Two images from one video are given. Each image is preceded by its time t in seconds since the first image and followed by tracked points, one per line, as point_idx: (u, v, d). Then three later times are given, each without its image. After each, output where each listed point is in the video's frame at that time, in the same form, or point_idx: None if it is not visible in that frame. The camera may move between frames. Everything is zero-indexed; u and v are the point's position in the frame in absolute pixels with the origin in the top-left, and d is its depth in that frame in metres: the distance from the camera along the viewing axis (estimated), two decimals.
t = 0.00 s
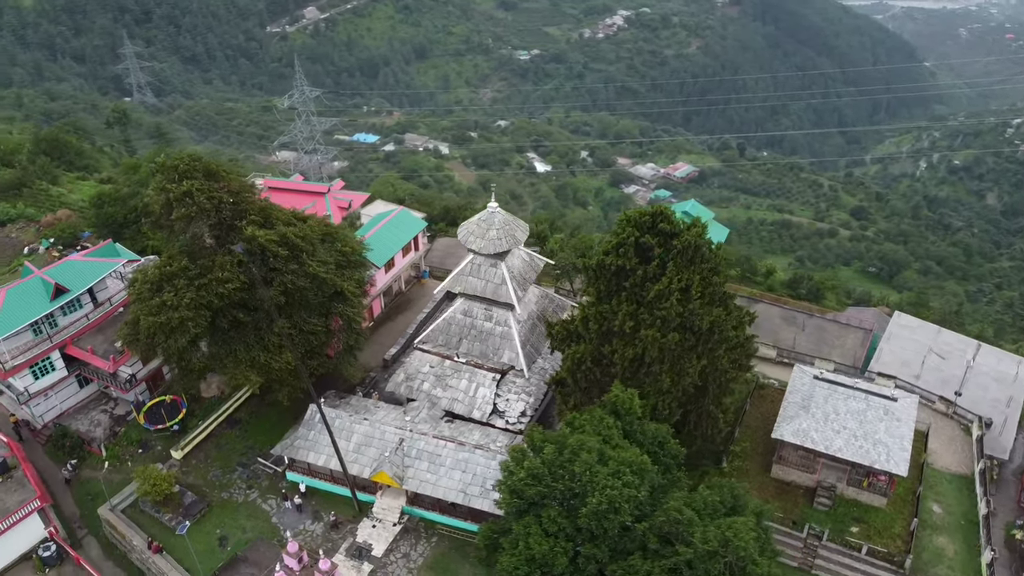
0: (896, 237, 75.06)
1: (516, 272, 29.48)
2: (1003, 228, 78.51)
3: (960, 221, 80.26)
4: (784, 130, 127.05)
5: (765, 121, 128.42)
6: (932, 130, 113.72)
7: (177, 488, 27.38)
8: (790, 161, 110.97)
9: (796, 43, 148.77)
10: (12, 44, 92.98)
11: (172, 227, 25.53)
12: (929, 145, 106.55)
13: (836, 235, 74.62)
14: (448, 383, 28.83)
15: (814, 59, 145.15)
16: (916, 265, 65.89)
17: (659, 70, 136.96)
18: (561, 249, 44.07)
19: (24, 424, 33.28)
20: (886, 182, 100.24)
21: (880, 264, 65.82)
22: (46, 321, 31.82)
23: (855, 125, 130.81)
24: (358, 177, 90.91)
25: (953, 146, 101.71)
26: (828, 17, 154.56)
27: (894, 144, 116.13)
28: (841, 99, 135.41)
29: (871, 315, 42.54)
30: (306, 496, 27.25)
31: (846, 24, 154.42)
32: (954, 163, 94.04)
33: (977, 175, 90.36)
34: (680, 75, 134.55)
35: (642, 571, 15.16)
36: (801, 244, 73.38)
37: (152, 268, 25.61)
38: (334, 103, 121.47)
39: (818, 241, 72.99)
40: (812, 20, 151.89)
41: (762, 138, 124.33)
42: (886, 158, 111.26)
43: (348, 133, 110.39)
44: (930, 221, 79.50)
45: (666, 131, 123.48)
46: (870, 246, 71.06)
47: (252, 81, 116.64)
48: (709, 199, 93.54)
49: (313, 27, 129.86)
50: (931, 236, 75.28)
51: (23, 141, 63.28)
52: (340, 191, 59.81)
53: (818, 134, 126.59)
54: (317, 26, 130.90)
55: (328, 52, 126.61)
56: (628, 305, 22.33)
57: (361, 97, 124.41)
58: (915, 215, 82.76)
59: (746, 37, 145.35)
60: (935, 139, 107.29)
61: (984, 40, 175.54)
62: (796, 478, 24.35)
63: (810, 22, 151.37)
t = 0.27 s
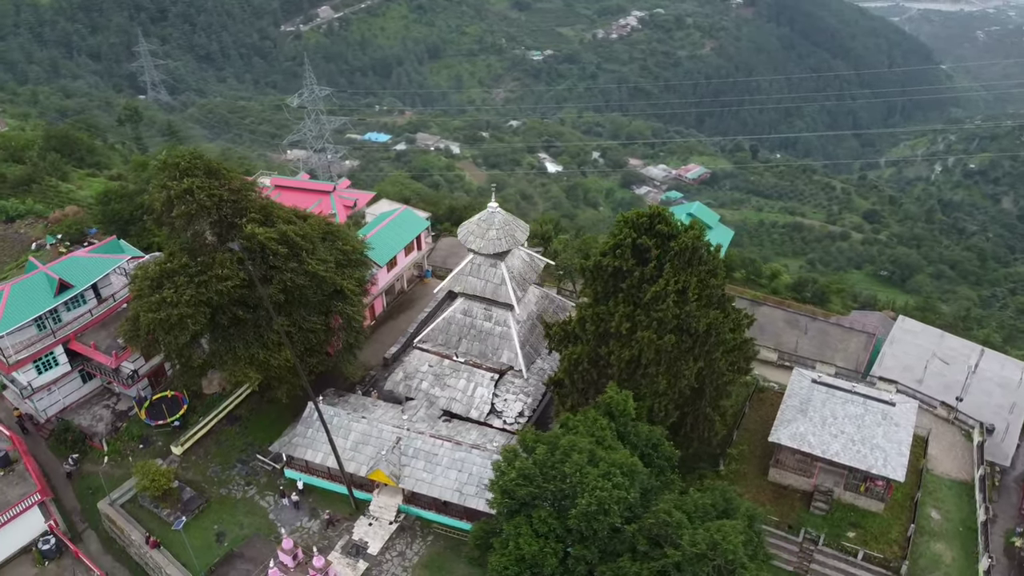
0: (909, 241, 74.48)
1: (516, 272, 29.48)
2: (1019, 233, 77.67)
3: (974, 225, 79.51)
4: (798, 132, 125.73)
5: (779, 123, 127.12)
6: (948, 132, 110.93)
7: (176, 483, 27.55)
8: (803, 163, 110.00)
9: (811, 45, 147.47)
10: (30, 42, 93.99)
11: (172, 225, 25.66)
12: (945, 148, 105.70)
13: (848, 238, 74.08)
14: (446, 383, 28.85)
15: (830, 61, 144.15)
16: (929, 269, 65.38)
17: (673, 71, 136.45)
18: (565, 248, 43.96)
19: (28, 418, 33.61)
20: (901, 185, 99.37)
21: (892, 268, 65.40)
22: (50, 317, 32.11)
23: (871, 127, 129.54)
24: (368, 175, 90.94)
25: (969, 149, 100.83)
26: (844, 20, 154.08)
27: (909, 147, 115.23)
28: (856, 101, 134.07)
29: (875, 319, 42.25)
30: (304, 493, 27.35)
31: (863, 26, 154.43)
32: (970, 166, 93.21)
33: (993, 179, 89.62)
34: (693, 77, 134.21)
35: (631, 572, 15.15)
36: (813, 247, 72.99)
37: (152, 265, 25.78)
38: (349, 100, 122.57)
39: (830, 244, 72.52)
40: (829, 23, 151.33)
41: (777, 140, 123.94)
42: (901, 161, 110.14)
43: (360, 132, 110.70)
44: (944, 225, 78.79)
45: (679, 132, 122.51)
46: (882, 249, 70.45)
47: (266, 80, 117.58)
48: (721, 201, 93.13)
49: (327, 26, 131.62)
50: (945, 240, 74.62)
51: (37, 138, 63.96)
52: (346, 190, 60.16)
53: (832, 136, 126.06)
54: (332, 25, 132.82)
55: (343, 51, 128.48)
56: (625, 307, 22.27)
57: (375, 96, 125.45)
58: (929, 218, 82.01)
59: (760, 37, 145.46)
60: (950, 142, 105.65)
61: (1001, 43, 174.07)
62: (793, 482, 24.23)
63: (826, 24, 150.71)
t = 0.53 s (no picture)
0: (923, 245, 73.87)
1: (516, 272, 29.51)
2: None
3: (989, 230, 78.71)
4: (812, 134, 125.45)
5: (793, 125, 126.44)
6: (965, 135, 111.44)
7: (175, 479, 27.72)
8: (817, 165, 109.04)
9: (826, 47, 145.14)
10: (47, 39, 95.50)
11: (174, 222, 25.82)
12: (961, 152, 105.03)
13: (860, 241, 73.56)
14: (445, 382, 28.86)
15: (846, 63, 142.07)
16: (941, 273, 64.86)
17: (687, 72, 135.68)
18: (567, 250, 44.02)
19: (32, 412, 33.91)
20: (915, 188, 98.46)
21: (904, 272, 65.03)
22: (54, 312, 32.39)
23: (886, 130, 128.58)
24: (379, 174, 90.99)
25: (984, 153, 99.99)
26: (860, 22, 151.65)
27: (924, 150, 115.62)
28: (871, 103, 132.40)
29: (878, 322, 41.99)
30: (301, 491, 27.47)
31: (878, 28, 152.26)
32: (986, 170, 92.86)
33: (1009, 183, 89.07)
34: (707, 78, 133.21)
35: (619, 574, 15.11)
36: (824, 250, 72.60)
37: (152, 261, 25.96)
38: (361, 99, 122.98)
39: (842, 247, 72.09)
40: (844, 24, 149.16)
41: (791, 141, 122.36)
42: (915, 164, 109.15)
43: (372, 131, 111.04)
44: (958, 229, 78.03)
45: (692, 134, 121.32)
46: (895, 253, 69.91)
47: (280, 79, 118.35)
48: (733, 204, 92.72)
49: (340, 25, 133.12)
50: (959, 244, 73.91)
51: (50, 134, 64.68)
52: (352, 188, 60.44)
53: (846, 138, 126.20)
54: (345, 24, 133.97)
55: (356, 50, 129.19)
56: (622, 308, 22.25)
57: (389, 94, 126.39)
58: (943, 222, 81.21)
59: (776, 39, 143.69)
60: (966, 145, 105.94)
61: (1020, 47, 172.56)
62: (790, 486, 24.12)
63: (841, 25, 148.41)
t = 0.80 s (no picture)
0: (937, 249, 73.15)
1: (516, 273, 29.51)
2: None
3: (1005, 234, 77.82)
4: (827, 136, 124.90)
5: (807, 128, 125.70)
6: (981, 139, 113.57)
7: (174, 474, 27.91)
8: (830, 168, 108.02)
9: (841, 49, 143.36)
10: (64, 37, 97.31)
11: (174, 219, 25.98)
12: (977, 156, 104.33)
13: (873, 244, 72.99)
14: (443, 381, 28.90)
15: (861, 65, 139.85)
16: (955, 277, 64.23)
17: (701, 73, 134.77)
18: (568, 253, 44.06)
19: (36, 406, 34.23)
20: (931, 192, 97.36)
21: (916, 276, 64.53)
22: (58, 307, 32.74)
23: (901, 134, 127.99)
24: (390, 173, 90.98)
25: (1001, 158, 99.29)
26: (877, 24, 149.45)
27: (939, 154, 116.53)
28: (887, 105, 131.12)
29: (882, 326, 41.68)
30: (299, 488, 27.59)
31: (896, 30, 149.47)
32: (1003, 174, 92.65)
33: None
34: (721, 79, 132.02)
35: None
36: (837, 253, 72.13)
37: (153, 258, 26.15)
38: (374, 97, 123.32)
39: (855, 251, 71.57)
40: (860, 27, 145.93)
41: (806, 143, 121.16)
42: (931, 168, 107.92)
43: (383, 130, 111.20)
44: (973, 233, 77.14)
45: (705, 136, 120.27)
46: (908, 257, 69.33)
47: (294, 77, 118.96)
48: (745, 206, 92.15)
49: (355, 24, 133.46)
50: (973, 249, 73.11)
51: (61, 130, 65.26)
52: (358, 187, 60.76)
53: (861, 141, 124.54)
54: (360, 23, 135.12)
55: (370, 49, 129.74)
56: (618, 309, 22.21)
57: (402, 93, 126.75)
58: (959, 226, 80.30)
59: (791, 41, 142.69)
60: (983, 149, 106.31)
61: None
62: (787, 490, 24.02)
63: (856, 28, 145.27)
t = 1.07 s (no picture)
0: (951, 253, 72.39)
1: (515, 273, 29.50)
2: None
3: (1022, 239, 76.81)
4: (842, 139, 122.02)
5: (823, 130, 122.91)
6: (997, 143, 112.22)
7: (173, 469, 28.10)
8: (844, 171, 106.97)
9: (858, 50, 141.82)
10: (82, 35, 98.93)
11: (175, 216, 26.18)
12: (994, 160, 103.49)
13: (887, 248, 72.40)
14: (441, 380, 28.95)
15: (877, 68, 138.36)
16: (969, 282, 63.53)
17: (715, 75, 133.94)
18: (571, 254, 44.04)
19: (40, 400, 34.56)
20: (947, 196, 96.21)
21: (930, 281, 63.95)
22: (63, 302, 33.03)
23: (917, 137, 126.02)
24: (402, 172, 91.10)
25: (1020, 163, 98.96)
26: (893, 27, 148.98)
27: (957, 158, 111.78)
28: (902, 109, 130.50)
29: (887, 331, 41.35)
30: (296, 485, 27.71)
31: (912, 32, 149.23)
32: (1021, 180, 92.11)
33: None
34: (736, 80, 130.89)
35: None
36: (849, 257, 71.58)
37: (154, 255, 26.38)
38: (387, 97, 123.72)
39: (868, 254, 71.03)
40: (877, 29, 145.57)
41: (820, 146, 119.83)
42: (947, 171, 106.44)
43: (396, 129, 111.40)
44: (989, 238, 76.21)
45: (718, 138, 119.89)
46: (921, 261, 68.69)
47: (308, 76, 119.56)
48: (758, 208, 91.52)
49: (370, 23, 134.62)
50: (989, 253, 72.23)
51: (74, 127, 65.94)
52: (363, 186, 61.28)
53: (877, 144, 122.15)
54: (375, 22, 136.09)
55: (384, 48, 130.67)
56: (614, 311, 22.18)
57: (415, 92, 127.09)
58: (974, 230, 79.36)
59: (806, 42, 141.50)
60: (1000, 153, 105.28)
61: None
62: (783, 494, 23.91)
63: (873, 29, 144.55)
